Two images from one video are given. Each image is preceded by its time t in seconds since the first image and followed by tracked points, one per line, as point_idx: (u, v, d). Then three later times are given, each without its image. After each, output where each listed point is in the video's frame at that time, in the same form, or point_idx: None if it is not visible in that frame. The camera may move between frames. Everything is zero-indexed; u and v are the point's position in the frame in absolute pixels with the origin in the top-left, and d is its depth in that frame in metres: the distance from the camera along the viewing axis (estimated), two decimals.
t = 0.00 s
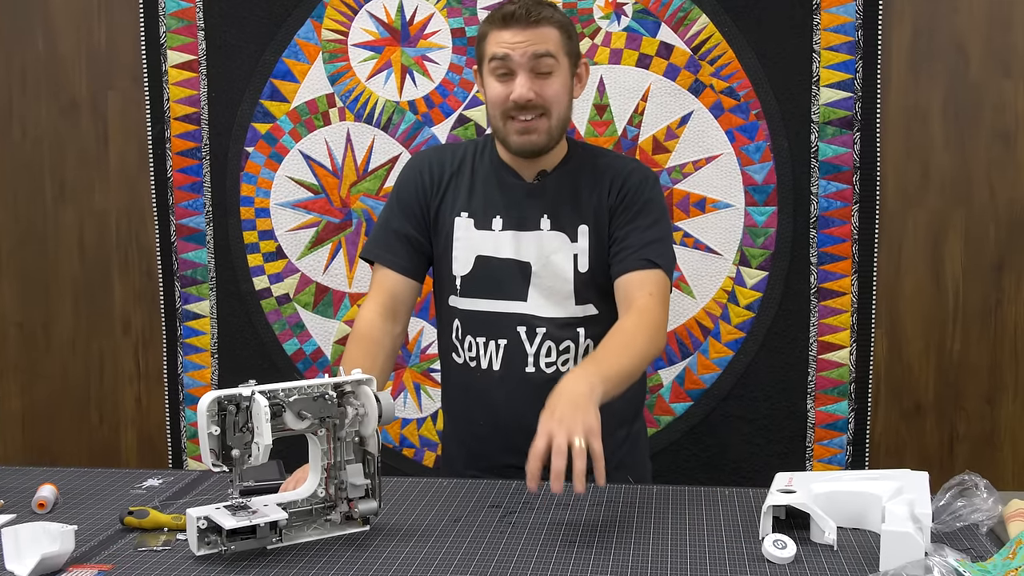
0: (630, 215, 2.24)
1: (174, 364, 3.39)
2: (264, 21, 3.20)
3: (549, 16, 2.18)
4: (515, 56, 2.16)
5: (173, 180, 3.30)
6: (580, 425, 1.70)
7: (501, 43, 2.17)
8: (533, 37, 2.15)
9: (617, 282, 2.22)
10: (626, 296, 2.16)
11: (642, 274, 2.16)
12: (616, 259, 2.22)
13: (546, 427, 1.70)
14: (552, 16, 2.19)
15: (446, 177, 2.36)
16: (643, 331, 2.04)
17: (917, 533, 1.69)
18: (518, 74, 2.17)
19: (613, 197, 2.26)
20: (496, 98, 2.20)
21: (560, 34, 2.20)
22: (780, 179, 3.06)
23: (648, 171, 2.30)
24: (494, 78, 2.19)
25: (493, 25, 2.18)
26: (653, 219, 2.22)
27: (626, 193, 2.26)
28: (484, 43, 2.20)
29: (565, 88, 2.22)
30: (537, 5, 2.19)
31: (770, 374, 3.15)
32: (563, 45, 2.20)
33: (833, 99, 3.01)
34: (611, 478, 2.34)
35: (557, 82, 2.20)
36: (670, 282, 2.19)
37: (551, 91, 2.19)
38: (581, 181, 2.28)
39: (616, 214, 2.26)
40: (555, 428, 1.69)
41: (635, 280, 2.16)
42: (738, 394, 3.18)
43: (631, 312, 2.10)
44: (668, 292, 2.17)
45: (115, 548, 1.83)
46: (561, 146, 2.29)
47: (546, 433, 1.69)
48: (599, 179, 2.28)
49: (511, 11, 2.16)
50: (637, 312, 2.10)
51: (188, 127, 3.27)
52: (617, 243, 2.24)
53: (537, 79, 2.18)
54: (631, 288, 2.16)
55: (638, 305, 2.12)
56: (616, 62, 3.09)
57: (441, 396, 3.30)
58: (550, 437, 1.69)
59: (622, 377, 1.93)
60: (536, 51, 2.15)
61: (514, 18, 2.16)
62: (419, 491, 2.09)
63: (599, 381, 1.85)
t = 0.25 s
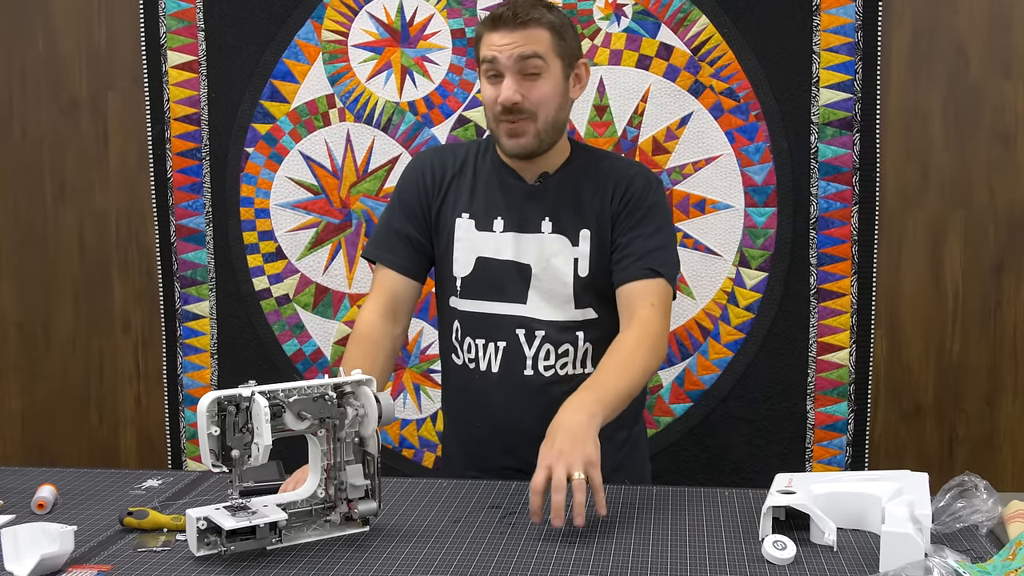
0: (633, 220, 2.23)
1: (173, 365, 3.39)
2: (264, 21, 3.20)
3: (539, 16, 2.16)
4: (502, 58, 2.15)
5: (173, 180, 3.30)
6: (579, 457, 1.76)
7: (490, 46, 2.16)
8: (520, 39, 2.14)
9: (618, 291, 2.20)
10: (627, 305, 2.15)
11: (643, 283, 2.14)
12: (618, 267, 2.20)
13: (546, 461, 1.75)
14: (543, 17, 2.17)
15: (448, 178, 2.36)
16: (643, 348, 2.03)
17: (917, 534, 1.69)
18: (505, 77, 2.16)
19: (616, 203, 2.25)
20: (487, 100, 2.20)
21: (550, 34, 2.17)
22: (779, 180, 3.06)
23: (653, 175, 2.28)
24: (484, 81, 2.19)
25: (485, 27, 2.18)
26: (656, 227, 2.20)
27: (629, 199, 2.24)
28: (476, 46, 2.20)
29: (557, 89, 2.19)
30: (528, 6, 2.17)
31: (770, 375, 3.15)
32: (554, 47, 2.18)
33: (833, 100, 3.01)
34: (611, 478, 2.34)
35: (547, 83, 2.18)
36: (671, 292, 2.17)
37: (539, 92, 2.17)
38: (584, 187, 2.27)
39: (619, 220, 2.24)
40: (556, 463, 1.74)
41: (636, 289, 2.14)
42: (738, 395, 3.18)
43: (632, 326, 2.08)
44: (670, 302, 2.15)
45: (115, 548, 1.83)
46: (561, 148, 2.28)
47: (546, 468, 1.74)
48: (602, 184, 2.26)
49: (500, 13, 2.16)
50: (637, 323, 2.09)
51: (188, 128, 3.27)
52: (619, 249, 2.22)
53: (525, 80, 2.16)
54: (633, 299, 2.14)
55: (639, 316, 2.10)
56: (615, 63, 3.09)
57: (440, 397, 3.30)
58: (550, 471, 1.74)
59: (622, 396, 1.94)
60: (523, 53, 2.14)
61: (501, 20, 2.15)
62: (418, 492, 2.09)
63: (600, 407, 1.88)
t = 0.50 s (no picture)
0: (637, 224, 2.21)
1: (173, 365, 3.39)
2: (264, 22, 3.21)
3: (541, 18, 2.15)
4: (503, 61, 2.15)
5: (173, 181, 3.30)
6: (583, 475, 1.79)
7: (492, 48, 2.16)
8: (521, 41, 2.13)
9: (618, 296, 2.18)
10: (627, 310, 2.14)
11: (644, 288, 2.13)
12: (620, 271, 2.18)
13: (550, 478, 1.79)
14: (545, 18, 2.16)
15: (452, 179, 2.36)
16: (643, 355, 2.02)
17: (916, 536, 1.68)
18: (506, 80, 2.15)
19: (621, 206, 2.23)
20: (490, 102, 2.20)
21: (553, 36, 2.16)
22: (779, 182, 3.06)
23: (660, 180, 2.26)
24: (487, 83, 2.19)
25: (487, 30, 2.18)
26: (660, 231, 2.19)
27: (634, 202, 2.23)
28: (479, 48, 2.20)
29: (560, 90, 2.18)
30: (528, 8, 2.17)
31: (769, 377, 3.15)
32: (556, 48, 2.17)
33: (833, 102, 3.01)
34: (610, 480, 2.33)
35: (550, 85, 2.17)
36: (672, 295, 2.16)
37: (542, 94, 2.16)
38: (589, 192, 2.26)
39: (623, 222, 2.23)
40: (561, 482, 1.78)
41: (636, 294, 2.13)
42: (737, 396, 3.18)
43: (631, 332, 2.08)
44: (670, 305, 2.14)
45: (114, 548, 1.83)
46: (567, 149, 2.27)
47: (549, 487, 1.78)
48: (607, 186, 2.25)
49: (500, 16, 2.16)
50: (636, 331, 2.08)
51: (189, 128, 3.27)
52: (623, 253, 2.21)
53: (527, 82, 2.16)
54: (632, 304, 2.13)
55: (638, 322, 2.09)
56: (615, 65, 3.09)
57: (440, 398, 3.30)
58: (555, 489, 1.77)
59: (624, 408, 1.96)
60: (523, 55, 2.14)
61: (502, 23, 2.15)
62: (417, 492, 2.08)
63: (602, 423, 1.90)
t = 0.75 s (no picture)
0: (645, 234, 2.20)
1: (171, 369, 3.39)
2: (264, 26, 3.21)
3: (547, 19, 2.14)
4: (509, 62, 2.14)
5: (173, 184, 3.30)
6: (592, 475, 1.73)
7: (498, 50, 2.15)
8: (526, 42, 2.12)
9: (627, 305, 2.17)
10: (636, 319, 2.12)
11: (653, 297, 2.12)
12: (628, 281, 2.17)
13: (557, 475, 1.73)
14: (552, 19, 2.15)
15: (456, 183, 2.36)
16: (653, 364, 2.00)
17: (915, 540, 1.68)
18: (512, 81, 2.14)
19: (629, 216, 2.22)
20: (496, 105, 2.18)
21: (559, 37, 2.15)
22: (778, 187, 3.07)
23: (668, 189, 2.24)
24: (494, 86, 2.17)
25: (493, 31, 2.18)
26: (669, 242, 2.17)
27: (642, 212, 2.22)
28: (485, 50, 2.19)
29: (566, 92, 2.17)
30: (535, 9, 2.16)
31: (768, 382, 3.15)
32: (562, 50, 2.15)
33: (832, 107, 3.02)
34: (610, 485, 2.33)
35: (556, 86, 2.15)
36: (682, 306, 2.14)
37: (547, 96, 2.14)
38: (597, 199, 2.24)
39: (631, 232, 2.22)
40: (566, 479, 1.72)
41: (646, 304, 2.11)
42: (737, 401, 3.18)
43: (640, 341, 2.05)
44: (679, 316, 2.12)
45: (113, 552, 1.82)
46: (574, 156, 2.25)
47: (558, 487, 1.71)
48: (615, 196, 2.24)
49: (506, 17, 2.16)
50: (646, 339, 2.05)
51: (188, 132, 3.27)
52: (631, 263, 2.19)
53: (533, 84, 2.14)
54: (642, 313, 2.11)
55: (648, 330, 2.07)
56: (615, 69, 3.09)
57: (439, 402, 3.30)
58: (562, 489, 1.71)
59: (634, 415, 1.91)
60: (529, 56, 2.12)
61: (508, 24, 2.15)
62: (416, 497, 2.08)
63: (611, 424, 1.85)
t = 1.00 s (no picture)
0: (650, 245, 2.17)
1: (170, 370, 3.39)
2: (263, 27, 3.21)
3: (553, 19, 2.12)
4: (515, 64, 2.12)
5: (172, 185, 3.30)
6: (605, 497, 1.73)
7: (503, 51, 2.13)
8: (532, 43, 2.10)
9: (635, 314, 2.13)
10: (647, 328, 2.08)
11: (665, 307, 2.08)
12: (635, 289, 2.14)
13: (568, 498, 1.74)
14: (558, 20, 2.13)
15: (457, 186, 2.35)
16: (665, 378, 1.97)
17: (913, 542, 1.68)
18: (518, 84, 2.12)
19: (632, 228, 2.19)
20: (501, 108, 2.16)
21: (566, 38, 2.13)
22: (777, 189, 3.07)
23: (674, 197, 2.21)
24: (499, 88, 2.16)
25: (498, 31, 2.16)
26: (676, 250, 2.14)
27: (646, 222, 2.19)
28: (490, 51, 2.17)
29: (573, 94, 2.15)
30: (542, 10, 2.14)
31: (767, 384, 3.15)
32: (569, 51, 2.13)
33: (831, 109, 3.02)
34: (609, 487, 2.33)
35: (562, 88, 2.13)
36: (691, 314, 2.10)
37: (554, 99, 2.12)
38: (600, 205, 2.22)
39: (634, 245, 2.19)
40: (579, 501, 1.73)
41: (657, 312, 2.08)
42: (735, 403, 3.17)
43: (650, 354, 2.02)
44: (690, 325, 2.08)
45: (110, 553, 1.82)
46: (580, 160, 2.23)
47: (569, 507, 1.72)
48: (620, 203, 2.21)
49: (512, 17, 2.13)
50: (658, 351, 2.02)
51: (187, 133, 3.27)
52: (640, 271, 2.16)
53: (539, 87, 2.12)
54: (652, 323, 2.08)
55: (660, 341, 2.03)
56: (615, 71, 3.09)
57: (438, 403, 3.30)
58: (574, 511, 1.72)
59: (633, 414, 1.91)
60: (536, 58, 2.10)
61: (514, 24, 2.13)
62: (415, 498, 2.08)
63: (625, 441, 1.85)
